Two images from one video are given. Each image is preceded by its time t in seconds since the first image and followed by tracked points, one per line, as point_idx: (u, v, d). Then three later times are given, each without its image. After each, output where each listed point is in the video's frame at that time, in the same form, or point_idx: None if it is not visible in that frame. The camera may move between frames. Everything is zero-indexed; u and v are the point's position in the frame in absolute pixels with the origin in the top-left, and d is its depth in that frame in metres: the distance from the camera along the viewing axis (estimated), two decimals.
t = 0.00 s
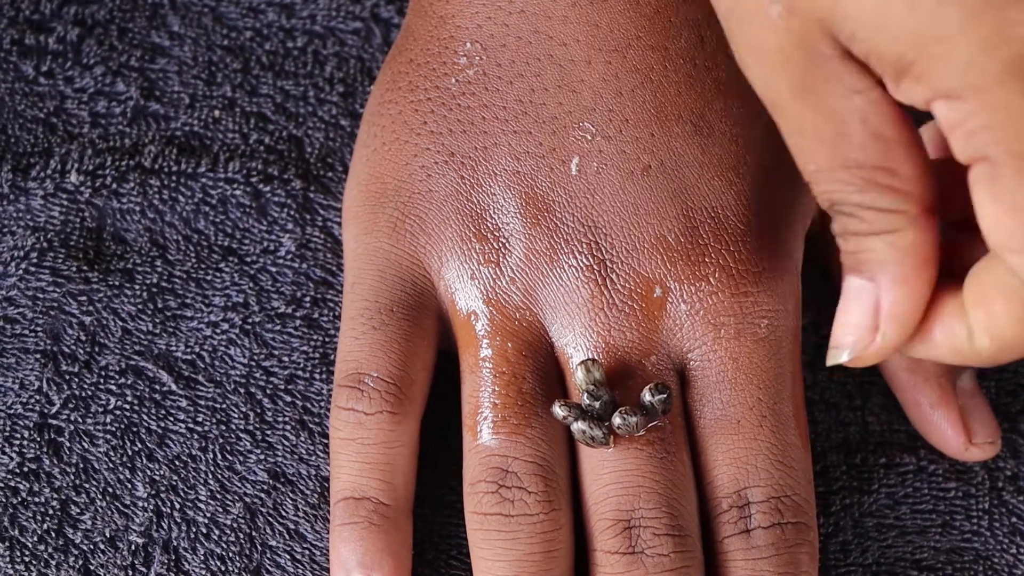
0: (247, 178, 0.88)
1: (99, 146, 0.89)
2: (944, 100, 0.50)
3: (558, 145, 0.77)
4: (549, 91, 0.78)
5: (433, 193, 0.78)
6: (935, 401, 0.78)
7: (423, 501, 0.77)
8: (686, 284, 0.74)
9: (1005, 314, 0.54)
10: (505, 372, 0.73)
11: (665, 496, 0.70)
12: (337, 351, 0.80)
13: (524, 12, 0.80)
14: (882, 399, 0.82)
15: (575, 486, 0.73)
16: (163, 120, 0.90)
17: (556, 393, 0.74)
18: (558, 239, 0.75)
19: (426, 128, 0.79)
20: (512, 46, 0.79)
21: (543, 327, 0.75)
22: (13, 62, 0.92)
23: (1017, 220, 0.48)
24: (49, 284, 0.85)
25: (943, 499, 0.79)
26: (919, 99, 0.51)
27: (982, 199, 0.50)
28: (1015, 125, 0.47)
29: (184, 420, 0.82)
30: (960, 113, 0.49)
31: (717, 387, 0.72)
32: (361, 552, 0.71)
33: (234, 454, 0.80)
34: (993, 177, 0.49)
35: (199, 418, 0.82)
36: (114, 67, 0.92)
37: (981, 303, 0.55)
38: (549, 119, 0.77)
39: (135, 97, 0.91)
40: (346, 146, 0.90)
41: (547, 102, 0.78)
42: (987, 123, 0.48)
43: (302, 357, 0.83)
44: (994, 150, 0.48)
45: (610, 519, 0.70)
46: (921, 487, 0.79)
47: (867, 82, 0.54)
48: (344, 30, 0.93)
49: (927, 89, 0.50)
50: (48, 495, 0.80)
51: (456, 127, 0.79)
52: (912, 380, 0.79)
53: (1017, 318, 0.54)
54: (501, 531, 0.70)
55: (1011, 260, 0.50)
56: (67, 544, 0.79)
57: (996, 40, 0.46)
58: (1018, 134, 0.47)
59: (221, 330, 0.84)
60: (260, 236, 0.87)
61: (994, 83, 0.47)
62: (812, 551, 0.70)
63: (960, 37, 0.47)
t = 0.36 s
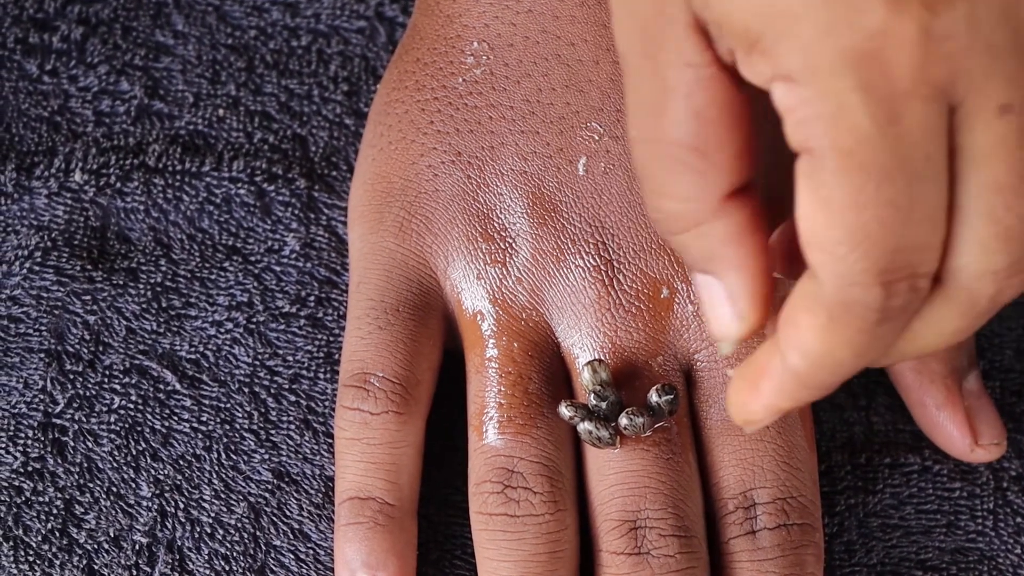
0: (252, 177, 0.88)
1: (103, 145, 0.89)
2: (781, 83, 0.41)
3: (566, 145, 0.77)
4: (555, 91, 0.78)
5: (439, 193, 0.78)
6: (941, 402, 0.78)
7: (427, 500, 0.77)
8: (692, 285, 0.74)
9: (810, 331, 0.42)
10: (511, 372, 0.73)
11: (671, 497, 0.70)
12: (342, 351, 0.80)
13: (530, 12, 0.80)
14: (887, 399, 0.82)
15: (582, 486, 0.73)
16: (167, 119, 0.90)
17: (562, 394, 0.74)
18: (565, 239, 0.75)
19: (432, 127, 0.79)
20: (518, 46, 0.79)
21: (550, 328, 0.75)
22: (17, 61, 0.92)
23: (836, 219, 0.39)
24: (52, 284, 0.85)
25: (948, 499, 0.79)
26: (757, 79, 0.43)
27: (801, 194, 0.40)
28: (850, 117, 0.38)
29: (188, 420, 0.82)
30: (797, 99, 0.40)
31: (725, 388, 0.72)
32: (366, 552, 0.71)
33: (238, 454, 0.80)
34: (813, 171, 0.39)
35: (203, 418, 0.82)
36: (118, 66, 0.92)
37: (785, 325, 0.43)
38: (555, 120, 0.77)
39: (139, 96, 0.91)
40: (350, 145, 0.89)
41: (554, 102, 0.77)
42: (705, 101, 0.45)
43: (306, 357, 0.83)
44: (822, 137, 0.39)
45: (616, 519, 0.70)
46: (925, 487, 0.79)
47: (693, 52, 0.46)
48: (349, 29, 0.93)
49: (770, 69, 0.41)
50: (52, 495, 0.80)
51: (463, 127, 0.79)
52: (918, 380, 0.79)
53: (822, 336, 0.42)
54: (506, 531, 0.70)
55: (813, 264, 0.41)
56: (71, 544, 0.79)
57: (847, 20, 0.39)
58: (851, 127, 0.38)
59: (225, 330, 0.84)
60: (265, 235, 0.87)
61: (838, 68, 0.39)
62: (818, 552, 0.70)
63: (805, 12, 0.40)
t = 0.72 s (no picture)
0: (254, 177, 0.88)
1: (106, 145, 0.89)
2: (713, 121, 0.42)
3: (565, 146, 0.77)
4: (555, 91, 0.78)
5: (439, 193, 0.78)
6: (941, 402, 0.78)
7: (429, 499, 0.77)
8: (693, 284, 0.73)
9: (745, 353, 0.47)
10: (510, 372, 0.73)
11: (671, 496, 0.70)
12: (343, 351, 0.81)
13: (530, 13, 0.80)
14: (888, 399, 0.82)
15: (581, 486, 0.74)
16: (170, 119, 0.91)
17: (562, 393, 0.74)
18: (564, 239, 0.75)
19: (432, 128, 0.79)
20: (518, 47, 0.79)
21: (549, 328, 0.75)
22: (20, 61, 0.92)
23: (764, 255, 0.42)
24: (55, 283, 0.86)
25: (950, 499, 0.79)
26: (695, 112, 0.44)
27: (734, 229, 0.42)
28: (770, 160, 0.40)
29: (190, 419, 0.82)
30: (729, 137, 0.41)
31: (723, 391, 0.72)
32: (367, 551, 0.71)
33: (240, 453, 0.81)
34: (743, 212, 0.42)
35: (205, 417, 0.82)
36: (120, 66, 0.92)
37: (728, 343, 0.48)
38: (555, 120, 0.77)
39: (142, 96, 0.91)
40: (352, 145, 0.90)
41: (554, 103, 0.78)
42: (622, 141, 0.49)
43: (309, 356, 0.83)
44: (748, 177, 0.41)
45: (616, 519, 0.70)
46: (927, 488, 0.79)
47: (630, 91, 0.47)
48: (351, 29, 0.93)
49: (702, 106, 0.43)
50: (54, 494, 0.81)
51: (462, 127, 0.79)
52: (919, 380, 0.79)
53: (754, 360, 0.47)
54: (507, 531, 0.70)
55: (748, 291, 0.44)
56: (73, 542, 0.79)
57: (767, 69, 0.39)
58: (776, 172, 0.40)
59: (227, 329, 0.84)
60: (267, 235, 0.87)
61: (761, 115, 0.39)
62: (818, 553, 0.70)
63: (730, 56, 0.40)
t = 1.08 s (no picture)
0: (255, 178, 0.88)
1: (107, 146, 0.90)
2: (700, 153, 0.43)
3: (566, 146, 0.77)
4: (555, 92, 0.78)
5: (439, 194, 0.79)
6: (940, 402, 0.78)
7: (429, 499, 0.78)
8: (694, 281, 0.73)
9: (730, 373, 0.47)
10: (511, 372, 0.74)
11: (672, 495, 0.70)
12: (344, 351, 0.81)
13: (530, 14, 0.80)
14: (886, 400, 0.82)
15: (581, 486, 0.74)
16: (171, 120, 0.91)
17: (562, 393, 0.74)
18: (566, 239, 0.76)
19: (432, 129, 0.80)
20: (518, 48, 0.80)
21: (550, 328, 0.75)
22: (22, 63, 0.93)
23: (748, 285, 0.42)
24: (57, 284, 0.86)
25: (948, 500, 0.79)
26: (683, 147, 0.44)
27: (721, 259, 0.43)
28: (756, 193, 0.40)
29: (191, 419, 0.82)
30: (714, 169, 0.42)
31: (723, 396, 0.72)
32: (367, 550, 0.72)
33: (242, 453, 0.81)
34: (729, 243, 0.42)
35: (206, 417, 0.82)
36: (122, 68, 0.92)
37: (714, 364, 0.49)
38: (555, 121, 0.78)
39: (143, 98, 0.92)
40: (352, 146, 0.90)
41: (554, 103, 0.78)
42: (612, 175, 0.49)
43: (310, 357, 0.83)
44: (732, 211, 0.41)
45: (617, 518, 0.70)
46: (926, 488, 0.79)
47: (620, 127, 0.47)
48: (352, 32, 0.94)
49: (689, 139, 0.43)
50: (56, 494, 0.81)
51: (462, 128, 0.79)
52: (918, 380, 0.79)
53: (740, 383, 0.47)
54: (507, 530, 0.70)
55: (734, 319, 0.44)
56: (74, 543, 0.79)
57: (752, 104, 0.39)
58: (759, 204, 0.40)
59: (228, 329, 0.84)
60: (268, 237, 0.87)
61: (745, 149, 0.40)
62: (817, 552, 0.70)
63: (716, 93, 0.40)
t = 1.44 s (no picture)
0: (256, 179, 0.88)
1: (108, 147, 0.90)
2: (721, 144, 0.42)
3: (569, 147, 0.77)
4: (558, 93, 0.78)
5: (442, 195, 0.79)
6: (941, 402, 0.78)
7: (430, 500, 0.78)
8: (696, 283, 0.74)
9: (751, 353, 0.47)
10: (513, 372, 0.74)
11: (676, 494, 0.70)
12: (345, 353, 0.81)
13: (533, 15, 0.80)
14: (886, 401, 0.83)
15: (584, 484, 0.74)
16: (171, 122, 0.91)
17: (564, 393, 0.74)
18: (568, 240, 0.76)
19: (435, 130, 0.80)
20: (521, 49, 0.80)
21: (553, 329, 0.75)
22: (23, 64, 0.93)
23: (773, 273, 0.42)
24: (57, 285, 0.86)
25: (948, 500, 0.79)
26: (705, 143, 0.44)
27: (744, 247, 0.43)
28: (780, 184, 0.40)
29: (192, 420, 0.82)
30: (737, 161, 0.41)
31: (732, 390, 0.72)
32: (368, 550, 0.72)
33: (242, 454, 0.81)
34: (753, 232, 0.42)
35: (207, 418, 0.82)
36: (123, 70, 0.93)
37: (732, 344, 0.49)
38: (558, 122, 0.78)
39: (144, 99, 0.92)
40: (353, 148, 0.90)
41: (557, 104, 0.78)
42: (635, 168, 0.49)
43: (310, 358, 0.83)
44: (756, 202, 0.41)
45: (620, 517, 0.71)
46: (925, 488, 0.79)
47: (643, 121, 0.47)
48: (352, 33, 0.94)
49: (710, 132, 0.43)
50: (56, 494, 0.81)
51: (465, 129, 0.79)
52: (918, 381, 0.79)
53: (760, 363, 0.47)
54: (508, 530, 0.70)
55: (757, 303, 0.44)
56: (75, 543, 0.79)
57: (777, 94, 0.39)
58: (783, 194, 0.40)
59: (229, 331, 0.84)
60: (268, 238, 0.87)
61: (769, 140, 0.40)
62: (818, 552, 0.70)
63: (738, 87, 0.40)
